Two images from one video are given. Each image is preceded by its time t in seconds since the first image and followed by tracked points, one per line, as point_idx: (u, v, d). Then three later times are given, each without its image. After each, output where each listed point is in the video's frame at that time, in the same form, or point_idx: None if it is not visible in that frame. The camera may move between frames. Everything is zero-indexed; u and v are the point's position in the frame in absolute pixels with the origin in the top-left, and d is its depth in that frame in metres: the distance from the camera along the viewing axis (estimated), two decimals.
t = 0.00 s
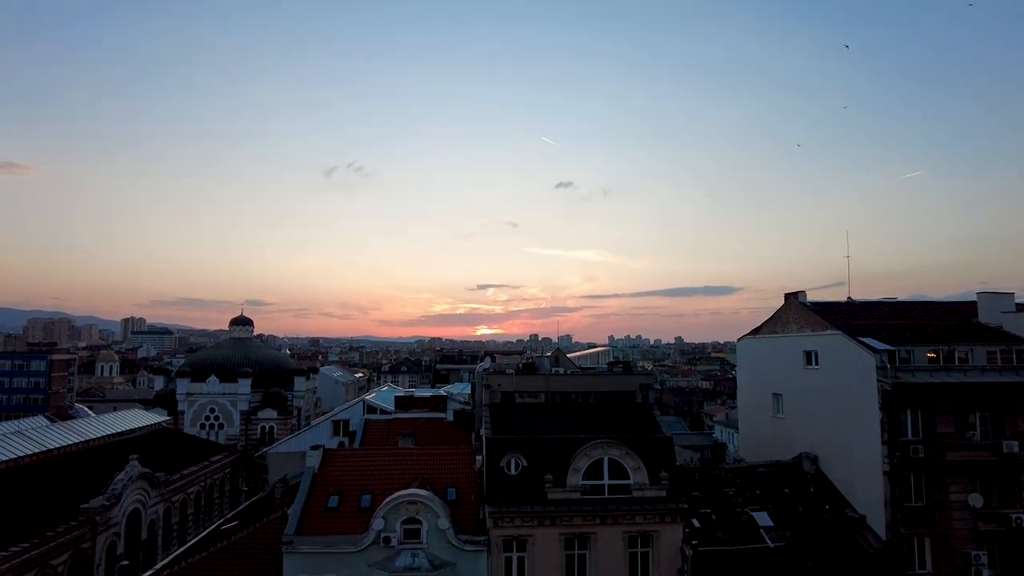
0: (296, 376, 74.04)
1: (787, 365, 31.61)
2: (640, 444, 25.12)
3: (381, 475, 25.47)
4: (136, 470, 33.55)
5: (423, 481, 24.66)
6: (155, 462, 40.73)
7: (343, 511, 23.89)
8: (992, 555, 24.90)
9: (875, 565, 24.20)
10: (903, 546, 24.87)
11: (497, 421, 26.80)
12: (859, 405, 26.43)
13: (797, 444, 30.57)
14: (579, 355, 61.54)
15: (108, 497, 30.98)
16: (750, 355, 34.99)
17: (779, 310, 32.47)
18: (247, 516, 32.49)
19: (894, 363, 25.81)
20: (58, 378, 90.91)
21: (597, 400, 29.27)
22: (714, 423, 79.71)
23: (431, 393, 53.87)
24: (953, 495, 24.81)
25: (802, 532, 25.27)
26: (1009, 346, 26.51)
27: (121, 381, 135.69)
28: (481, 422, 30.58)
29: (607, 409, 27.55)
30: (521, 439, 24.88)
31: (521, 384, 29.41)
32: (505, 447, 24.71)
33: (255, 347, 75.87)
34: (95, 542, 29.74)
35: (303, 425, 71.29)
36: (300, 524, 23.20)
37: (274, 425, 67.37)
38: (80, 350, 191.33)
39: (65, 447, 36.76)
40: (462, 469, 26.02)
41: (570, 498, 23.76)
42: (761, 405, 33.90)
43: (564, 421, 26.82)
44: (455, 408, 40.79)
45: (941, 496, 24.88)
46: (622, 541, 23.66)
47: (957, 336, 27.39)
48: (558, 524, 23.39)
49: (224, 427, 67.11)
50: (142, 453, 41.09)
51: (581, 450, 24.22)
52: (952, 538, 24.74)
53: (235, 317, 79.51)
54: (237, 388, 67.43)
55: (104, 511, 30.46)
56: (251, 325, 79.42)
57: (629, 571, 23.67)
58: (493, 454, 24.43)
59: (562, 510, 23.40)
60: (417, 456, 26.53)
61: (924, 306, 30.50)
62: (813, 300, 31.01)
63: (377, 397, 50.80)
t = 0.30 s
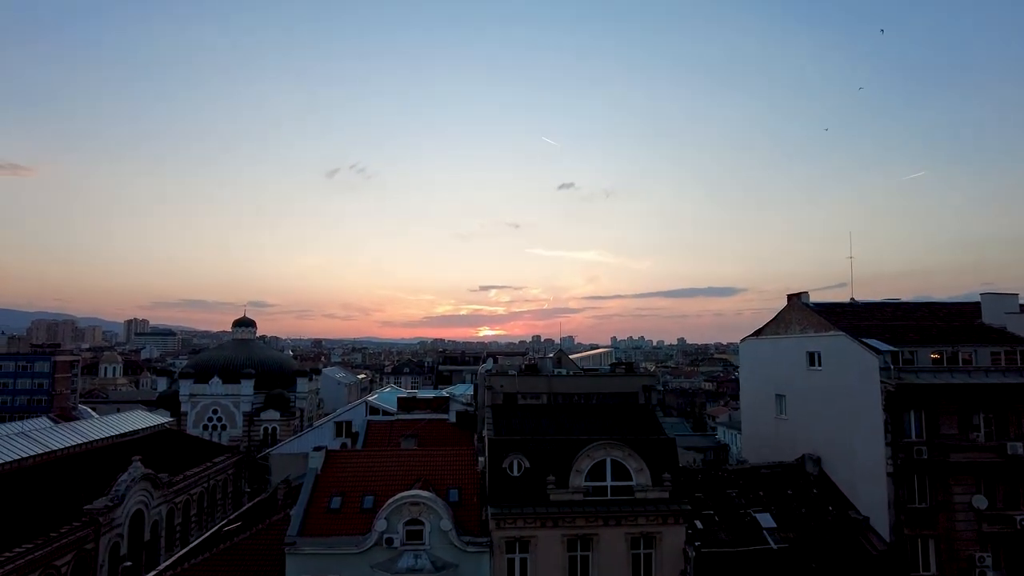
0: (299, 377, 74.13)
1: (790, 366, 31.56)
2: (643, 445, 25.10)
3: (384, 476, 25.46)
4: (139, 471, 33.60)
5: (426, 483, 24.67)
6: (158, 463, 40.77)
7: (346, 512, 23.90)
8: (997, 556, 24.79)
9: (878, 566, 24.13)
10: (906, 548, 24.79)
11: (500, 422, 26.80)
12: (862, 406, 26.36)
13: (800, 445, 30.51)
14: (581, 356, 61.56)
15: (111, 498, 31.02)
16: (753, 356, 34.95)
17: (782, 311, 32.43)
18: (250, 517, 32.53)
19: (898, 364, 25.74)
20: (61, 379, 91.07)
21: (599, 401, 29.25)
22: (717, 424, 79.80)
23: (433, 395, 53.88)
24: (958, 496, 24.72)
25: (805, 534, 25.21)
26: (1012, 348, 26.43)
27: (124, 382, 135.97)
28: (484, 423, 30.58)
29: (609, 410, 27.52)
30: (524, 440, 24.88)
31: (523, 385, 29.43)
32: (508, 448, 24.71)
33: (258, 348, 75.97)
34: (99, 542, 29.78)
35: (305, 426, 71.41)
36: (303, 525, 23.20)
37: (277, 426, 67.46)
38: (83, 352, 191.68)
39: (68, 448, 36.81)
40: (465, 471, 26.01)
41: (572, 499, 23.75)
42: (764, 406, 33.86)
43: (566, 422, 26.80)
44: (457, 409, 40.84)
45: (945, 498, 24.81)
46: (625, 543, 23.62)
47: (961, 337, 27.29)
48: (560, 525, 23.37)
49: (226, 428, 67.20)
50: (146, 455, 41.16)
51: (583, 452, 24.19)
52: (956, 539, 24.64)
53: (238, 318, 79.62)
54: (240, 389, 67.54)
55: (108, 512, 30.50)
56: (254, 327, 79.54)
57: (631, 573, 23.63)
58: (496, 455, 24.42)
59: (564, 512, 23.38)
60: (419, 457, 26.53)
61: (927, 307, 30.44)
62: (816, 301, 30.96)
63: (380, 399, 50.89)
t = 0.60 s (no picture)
0: (301, 378, 74.21)
1: (792, 366, 31.53)
2: (645, 445, 25.08)
3: (386, 476, 25.47)
4: (142, 472, 33.65)
5: (428, 483, 24.67)
6: (160, 464, 40.84)
7: (348, 512, 23.91)
8: (1000, 557, 24.72)
9: (881, 567, 24.10)
10: (909, 549, 24.75)
11: (501, 423, 26.80)
12: (865, 407, 26.32)
13: (803, 445, 30.48)
14: (582, 356, 61.57)
15: (113, 499, 31.07)
16: (755, 356, 34.92)
17: (784, 311, 32.38)
18: (252, 518, 32.57)
19: (900, 364, 25.69)
20: (63, 379, 91.19)
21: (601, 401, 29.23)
22: (718, 424, 79.78)
23: (435, 395, 53.90)
24: (961, 497, 24.63)
25: (807, 534, 25.17)
26: (1016, 348, 26.35)
27: (126, 382, 136.13)
28: (485, 423, 30.56)
29: (611, 410, 27.50)
30: (526, 440, 24.87)
31: (525, 385, 29.42)
32: (510, 448, 24.70)
33: (260, 348, 76.08)
34: (101, 543, 29.83)
35: (307, 426, 71.49)
36: (305, 525, 23.22)
37: (279, 427, 67.55)
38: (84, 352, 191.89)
39: (71, 448, 36.88)
40: (467, 471, 26.01)
41: (575, 499, 23.76)
42: (766, 406, 33.86)
43: (568, 422, 26.78)
44: (459, 409, 40.87)
45: (947, 498, 24.76)
46: (627, 543, 23.61)
47: (964, 337, 27.22)
48: (562, 526, 23.36)
49: (229, 428, 67.27)
50: (148, 455, 41.22)
51: (585, 452, 24.20)
52: (959, 540, 24.54)
53: (240, 318, 79.64)
54: (242, 389, 67.60)
55: (110, 512, 30.55)
56: (256, 327, 79.58)
57: (634, 573, 23.62)
58: (498, 455, 24.42)
59: (566, 512, 23.38)
60: (421, 458, 26.54)
61: (929, 307, 30.37)
62: (818, 301, 30.90)
63: (382, 399, 50.90)
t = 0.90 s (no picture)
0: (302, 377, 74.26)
1: (793, 366, 31.52)
2: (646, 445, 25.08)
3: (387, 476, 25.46)
4: (143, 471, 33.68)
5: (429, 483, 24.68)
6: (162, 464, 40.86)
7: (349, 512, 23.93)
8: (1002, 557, 24.68)
9: (882, 567, 24.07)
10: (911, 549, 24.70)
11: (503, 423, 26.81)
12: (866, 407, 26.28)
13: (804, 445, 30.45)
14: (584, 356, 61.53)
15: (115, 498, 31.09)
16: (756, 356, 34.89)
17: (785, 311, 32.36)
18: (253, 518, 32.57)
19: (902, 364, 25.66)
20: (65, 379, 91.27)
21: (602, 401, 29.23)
22: (720, 424, 79.76)
23: (436, 394, 53.88)
24: (962, 497, 24.61)
25: (808, 534, 25.15)
26: (1017, 348, 26.31)
27: (128, 382, 136.29)
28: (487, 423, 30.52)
29: (612, 410, 27.50)
30: (527, 440, 24.87)
31: (526, 385, 29.42)
32: (511, 448, 24.71)
33: (261, 348, 76.15)
34: (103, 542, 29.86)
35: (308, 426, 71.53)
36: (306, 525, 23.23)
37: (280, 427, 67.61)
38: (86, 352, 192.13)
39: (72, 448, 36.91)
40: (468, 471, 26.01)
41: (576, 499, 23.78)
42: (767, 406, 33.80)
43: (569, 422, 26.79)
44: (460, 409, 40.89)
45: (949, 498, 24.73)
46: (628, 543, 23.60)
47: (965, 337, 27.19)
48: (563, 526, 23.36)
49: (230, 428, 67.30)
50: (150, 455, 41.24)
51: (586, 452, 24.21)
52: (961, 540, 24.51)
53: (241, 318, 79.71)
54: (243, 389, 67.61)
55: (112, 512, 30.57)
56: (258, 327, 79.66)
57: (635, 573, 23.59)
58: (499, 455, 24.43)
59: (568, 512, 23.38)
60: (422, 458, 26.53)
61: (931, 307, 30.33)
62: (819, 301, 30.87)
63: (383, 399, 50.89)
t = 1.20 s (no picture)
0: (303, 377, 74.32)
1: (795, 366, 31.48)
2: (648, 445, 25.07)
3: (388, 476, 25.46)
4: (145, 471, 33.71)
5: (431, 483, 24.69)
6: (163, 464, 40.90)
7: (351, 511, 23.94)
8: (1004, 557, 24.65)
9: (884, 567, 24.06)
10: (913, 549, 24.67)
11: (504, 422, 26.81)
12: (868, 407, 26.24)
13: (806, 445, 30.43)
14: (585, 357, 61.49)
15: (117, 498, 31.12)
16: (758, 356, 34.84)
17: (787, 311, 32.33)
18: (255, 518, 32.57)
19: (904, 364, 25.60)
20: (68, 379, 91.34)
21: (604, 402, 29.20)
22: (722, 424, 79.64)
23: (438, 394, 53.87)
24: (964, 497, 24.60)
25: (811, 534, 25.12)
26: (1020, 348, 26.26)
27: (129, 382, 136.45)
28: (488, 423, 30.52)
29: (614, 410, 27.48)
30: (529, 440, 24.88)
31: (527, 385, 29.40)
32: (513, 448, 24.72)
33: (263, 348, 76.22)
34: (105, 542, 29.89)
35: (310, 426, 71.59)
36: (308, 525, 23.23)
37: (282, 426, 67.68)
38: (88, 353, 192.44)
39: (75, 448, 36.96)
40: (470, 471, 26.00)
41: (578, 499, 23.78)
42: (769, 406, 33.74)
43: (571, 422, 26.79)
44: (462, 409, 40.88)
45: (952, 499, 24.68)
46: (630, 543, 23.58)
47: (968, 337, 27.13)
48: (565, 526, 23.35)
49: (232, 428, 67.34)
50: (151, 455, 41.29)
51: (588, 452, 24.20)
52: (962, 540, 24.54)
53: (243, 319, 79.77)
54: (245, 389, 67.63)
55: (114, 511, 30.59)
56: (260, 327, 79.72)
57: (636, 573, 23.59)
58: (500, 455, 24.44)
59: (569, 512, 23.38)
60: (424, 457, 26.54)
61: (934, 307, 30.26)
62: (821, 301, 30.85)
63: (385, 399, 50.90)
